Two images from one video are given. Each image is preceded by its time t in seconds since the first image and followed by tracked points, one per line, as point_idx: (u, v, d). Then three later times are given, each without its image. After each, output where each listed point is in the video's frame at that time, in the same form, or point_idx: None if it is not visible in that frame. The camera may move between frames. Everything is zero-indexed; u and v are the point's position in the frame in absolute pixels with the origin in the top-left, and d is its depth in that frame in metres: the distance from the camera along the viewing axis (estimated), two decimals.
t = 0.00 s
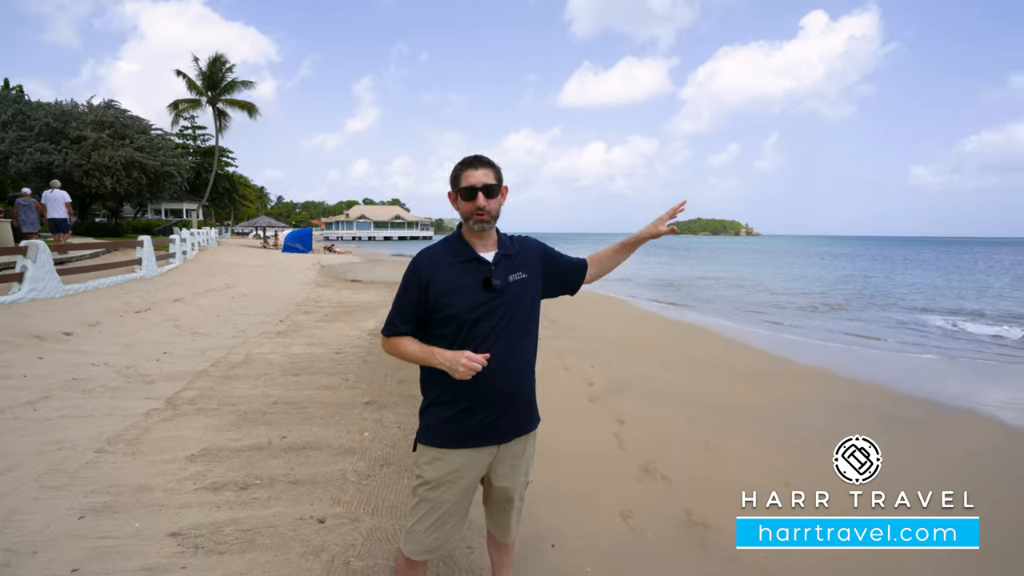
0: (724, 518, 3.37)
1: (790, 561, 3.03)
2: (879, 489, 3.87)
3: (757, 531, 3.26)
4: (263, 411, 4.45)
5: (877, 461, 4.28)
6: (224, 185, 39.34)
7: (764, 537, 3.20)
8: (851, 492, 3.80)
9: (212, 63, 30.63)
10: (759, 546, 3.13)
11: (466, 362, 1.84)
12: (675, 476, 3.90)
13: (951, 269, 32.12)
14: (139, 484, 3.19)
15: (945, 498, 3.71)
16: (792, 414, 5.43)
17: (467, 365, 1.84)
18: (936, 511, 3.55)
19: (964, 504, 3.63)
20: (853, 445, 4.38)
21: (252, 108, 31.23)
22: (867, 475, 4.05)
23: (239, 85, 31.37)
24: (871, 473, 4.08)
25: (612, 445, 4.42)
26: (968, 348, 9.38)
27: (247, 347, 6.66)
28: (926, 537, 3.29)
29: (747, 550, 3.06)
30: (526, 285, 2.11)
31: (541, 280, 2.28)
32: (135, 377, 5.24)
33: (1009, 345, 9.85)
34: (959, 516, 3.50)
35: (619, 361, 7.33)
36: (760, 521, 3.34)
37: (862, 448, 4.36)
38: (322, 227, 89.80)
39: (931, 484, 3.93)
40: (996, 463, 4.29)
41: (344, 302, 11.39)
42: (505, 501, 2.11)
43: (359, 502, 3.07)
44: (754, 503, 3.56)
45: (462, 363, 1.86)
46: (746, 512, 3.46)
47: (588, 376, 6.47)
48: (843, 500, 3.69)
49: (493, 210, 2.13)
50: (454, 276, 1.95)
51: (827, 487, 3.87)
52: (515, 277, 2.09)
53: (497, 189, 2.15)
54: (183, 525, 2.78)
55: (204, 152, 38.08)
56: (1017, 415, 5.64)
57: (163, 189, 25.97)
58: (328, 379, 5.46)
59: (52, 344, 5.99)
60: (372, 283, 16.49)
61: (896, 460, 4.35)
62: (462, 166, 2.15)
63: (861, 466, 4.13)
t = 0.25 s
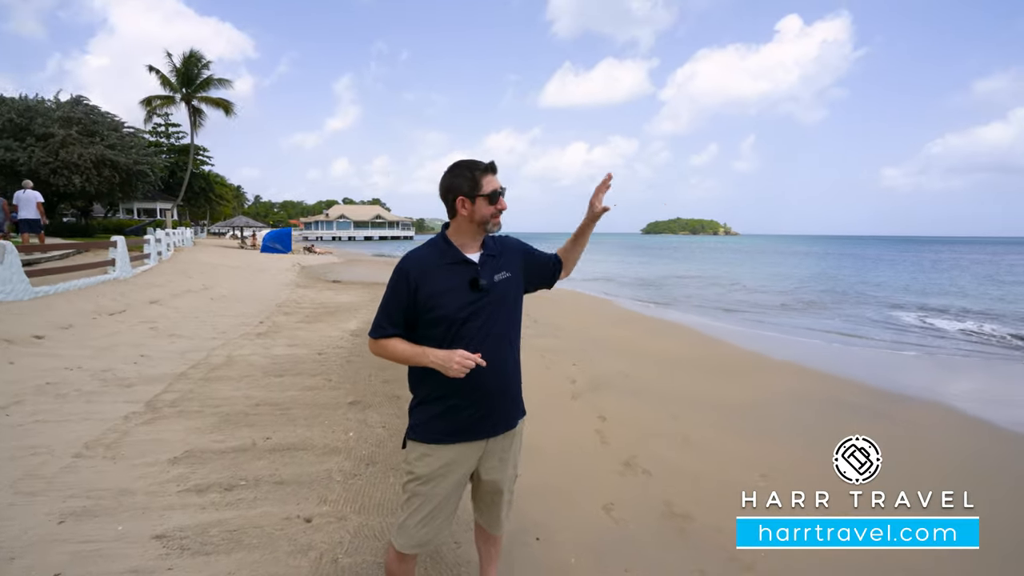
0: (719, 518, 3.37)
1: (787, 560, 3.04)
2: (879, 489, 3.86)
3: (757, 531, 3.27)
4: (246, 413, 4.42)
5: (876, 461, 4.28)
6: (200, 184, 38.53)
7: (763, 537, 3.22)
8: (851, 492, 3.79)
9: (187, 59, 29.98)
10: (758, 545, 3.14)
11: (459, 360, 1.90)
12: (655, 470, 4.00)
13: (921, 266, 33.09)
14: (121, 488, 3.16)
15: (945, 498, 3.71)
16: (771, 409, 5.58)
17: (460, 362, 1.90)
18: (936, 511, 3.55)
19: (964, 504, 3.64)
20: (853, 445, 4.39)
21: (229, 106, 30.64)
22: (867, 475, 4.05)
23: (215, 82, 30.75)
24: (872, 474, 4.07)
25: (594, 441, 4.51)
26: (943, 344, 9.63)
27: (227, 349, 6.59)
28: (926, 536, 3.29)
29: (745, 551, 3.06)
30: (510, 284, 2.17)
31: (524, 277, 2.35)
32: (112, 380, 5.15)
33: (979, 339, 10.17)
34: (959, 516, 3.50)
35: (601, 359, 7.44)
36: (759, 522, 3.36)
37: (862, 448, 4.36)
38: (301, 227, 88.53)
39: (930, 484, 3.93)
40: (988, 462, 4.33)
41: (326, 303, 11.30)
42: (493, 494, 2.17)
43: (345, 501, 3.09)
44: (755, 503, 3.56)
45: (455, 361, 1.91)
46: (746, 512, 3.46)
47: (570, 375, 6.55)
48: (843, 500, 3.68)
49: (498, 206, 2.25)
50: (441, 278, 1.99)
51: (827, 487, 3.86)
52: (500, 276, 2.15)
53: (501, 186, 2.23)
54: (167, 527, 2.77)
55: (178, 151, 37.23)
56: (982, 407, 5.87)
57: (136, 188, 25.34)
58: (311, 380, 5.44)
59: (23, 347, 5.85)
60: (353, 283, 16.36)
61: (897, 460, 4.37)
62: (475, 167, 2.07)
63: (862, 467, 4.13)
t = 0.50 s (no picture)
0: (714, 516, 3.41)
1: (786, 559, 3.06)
2: (879, 489, 3.88)
3: (757, 531, 3.28)
4: (228, 414, 4.39)
5: (876, 461, 4.30)
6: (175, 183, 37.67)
7: (763, 537, 3.23)
8: (851, 492, 3.81)
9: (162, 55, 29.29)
10: (758, 545, 3.16)
11: (451, 358, 1.94)
12: (635, 464, 4.11)
13: (891, 265, 34.12)
14: (100, 491, 3.12)
15: (945, 498, 3.73)
16: (747, 404, 5.74)
17: (451, 361, 1.94)
18: (936, 511, 3.56)
19: (964, 504, 3.65)
20: (853, 445, 4.42)
21: (205, 103, 30.00)
22: (867, 476, 4.07)
23: (190, 79, 30.12)
24: (871, 473, 4.10)
25: (576, 437, 4.60)
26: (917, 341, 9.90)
27: (206, 351, 6.50)
28: (926, 536, 3.29)
29: (738, 547, 3.10)
30: (495, 280, 2.22)
31: (508, 272, 2.40)
32: (88, 383, 5.04)
33: (949, 335, 10.50)
34: (960, 516, 3.51)
35: (584, 357, 7.53)
36: (760, 522, 3.37)
37: (862, 448, 4.39)
38: (279, 227, 87.16)
39: (931, 484, 3.94)
40: (982, 461, 4.37)
41: (307, 304, 11.20)
42: (483, 487, 2.24)
43: (332, 500, 3.10)
44: (755, 503, 3.59)
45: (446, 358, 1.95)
46: (747, 512, 3.50)
47: (553, 373, 6.63)
48: (842, 500, 3.70)
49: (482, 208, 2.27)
50: (427, 280, 2.03)
51: (827, 487, 3.88)
52: (484, 274, 2.19)
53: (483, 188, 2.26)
54: (151, 529, 2.75)
55: (152, 148, 36.36)
56: (949, 401, 6.10)
57: (108, 187, 24.70)
58: (293, 381, 5.40)
59: None
60: (334, 283, 16.22)
61: (897, 460, 4.38)
62: (452, 168, 2.11)
63: (861, 466, 4.16)
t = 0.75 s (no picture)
0: (711, 515, 3.42)
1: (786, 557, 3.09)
2: (879, 489, 3.92)
3: (758, 531, 3.29)
4: (211, 416, 4.34)
5: (876, 461, 4.35)
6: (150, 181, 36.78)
7: (764, 537, 3.23)
8: (851, 492, 3.85)
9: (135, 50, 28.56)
10: (759, 546, 3.17)
11: (444, 361, 1.97)
12: (619, 460, 4.18)
13: (864, 264, 35.03)
14: (80, 496, 3.07)
15: (945, 498, 3.77)
16: (729, 400, 5.86)
17: (444, 364, 1.98)
18: (936, 511, 3.61)
19: (964, 504, 3.70)
20: (853, 445, 4.46)
21: (181, 100, 29.33)
22: (867, 475, 4.11)
23: (166, 75, 29.43)
24: (871, 473, 4.16)
25: (561, 434, 4.65)
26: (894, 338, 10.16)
27: (186, 352, 6.39)
28: (926, 536, 3.32)
29: (727, 542, 3.15)
30: (483, 280, 2.26)
31: (494, 272, 2.44)
32: (63, 387, 4.92)
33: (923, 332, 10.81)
34: (960, 516, 3.56)
35: (568, 356, 7.59)
36: (760, 522, 3.37)
37: (863, 448, 4.43)
38: (259, 226, 85.88)
39: (930, 484, 3.99)
40: (965, 457, 4.48)
41: (288, 304, 11.06)
42: (474, 484, 2.28)
43: (319, 500, 3.10)
44: (755, 503, 3.61)
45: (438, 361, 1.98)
46: (747, 512, 3.51)
47: (538, 372, 6.67)
48: (843, 500, 3.73)
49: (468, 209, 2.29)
50: (417, 282, 2.05)
51: (827, 487, 3.92)
52: (472, 274, 2.23)
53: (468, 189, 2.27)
54: (134, 533, 2.72)
55: (126, 146, 35.45)
56: (922, 396, 6.30)
57: (80, 185, 24.02)
58: (277, 382, 5.35)
59: None
60: (315, 284, 16.04)
61: (897, 460, 4.42)
62: (432, 171, 2.15)
63: (861, 466, 4.21)
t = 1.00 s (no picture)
0: (708, 515, 3.44)
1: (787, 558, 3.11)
2: (879, 489, 3.96)
3: (758, 531, 3.31)
4: (197, 419, 4.29)
5: (876, 461, 4.39)
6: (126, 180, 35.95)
7: (764, 537, 3.26)
8: (851, 492, 3.88)
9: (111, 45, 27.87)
10: (760, 546, 3.19)
11: (435, 357, 1.97)
12: (606, 457, 4.24)
13: (842, 263, 35.82)
14: (63, 503, 3.02)
15: (944, 498, 3.81)
16: (713, 398, 5.97)
17: (435, 361, 1.98)
18: (936, 511, 3.64)
19: (964, 504, 3.74)
20: (853, 445, 4.50)
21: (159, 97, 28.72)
22: (867, 475, 4.15)
23: (143, 71, 28.78)
24: (871, 473, 4.19)
25: (549, 433, 4.70)
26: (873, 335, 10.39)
27: (169, 355, 6.29)
28: (926, 537, 3.36)
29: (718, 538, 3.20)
30: (475, 281, 2.29)
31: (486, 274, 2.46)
32: (41, 391, 4.81)
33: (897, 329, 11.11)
34: (959, 516, 3.60)
35: (555, 355, 7.65)
36: (760, 522, 3.39)
37: (862, 448, 4.47)
38: (240, 226, 84.51)
39: (929, 484, 4.02)
40: (946, 452, 4.61)
41: (272, 305, 10.93)
42: (467, 483, 2.30)
43: (309, 502, 3.09)
44: (755, 503, 3.63)
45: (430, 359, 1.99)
46: (747, 512, 3.52)
47: (525, 371, 6.71)
48: (843, 500, 3.76)
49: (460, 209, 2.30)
50: (410, 282, 2.07)
51: (827, 487, 3.95)
52: (465, 275, 2.25)
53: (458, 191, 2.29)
54: (121, 539, 2.68)
55: (101, 144, 34.61)
56: (900, 392, 6.47)
57: (54, 184, 23.39)
58: (263, 384, 5.29)
59: None
60: (299, 285, 15.87)
61: (897, 460, 4.46)
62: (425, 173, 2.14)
63: (862, 466, 4.24)
